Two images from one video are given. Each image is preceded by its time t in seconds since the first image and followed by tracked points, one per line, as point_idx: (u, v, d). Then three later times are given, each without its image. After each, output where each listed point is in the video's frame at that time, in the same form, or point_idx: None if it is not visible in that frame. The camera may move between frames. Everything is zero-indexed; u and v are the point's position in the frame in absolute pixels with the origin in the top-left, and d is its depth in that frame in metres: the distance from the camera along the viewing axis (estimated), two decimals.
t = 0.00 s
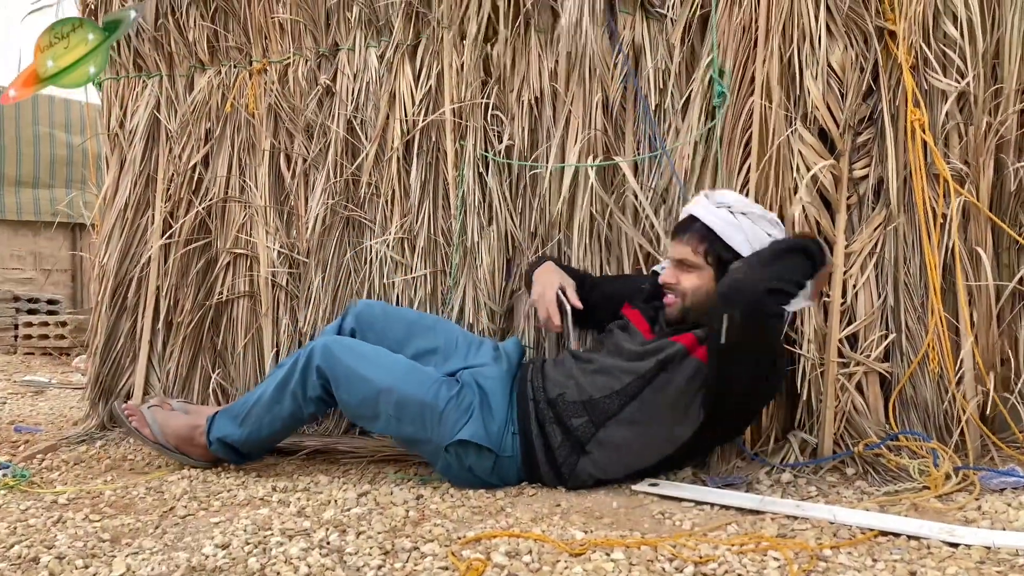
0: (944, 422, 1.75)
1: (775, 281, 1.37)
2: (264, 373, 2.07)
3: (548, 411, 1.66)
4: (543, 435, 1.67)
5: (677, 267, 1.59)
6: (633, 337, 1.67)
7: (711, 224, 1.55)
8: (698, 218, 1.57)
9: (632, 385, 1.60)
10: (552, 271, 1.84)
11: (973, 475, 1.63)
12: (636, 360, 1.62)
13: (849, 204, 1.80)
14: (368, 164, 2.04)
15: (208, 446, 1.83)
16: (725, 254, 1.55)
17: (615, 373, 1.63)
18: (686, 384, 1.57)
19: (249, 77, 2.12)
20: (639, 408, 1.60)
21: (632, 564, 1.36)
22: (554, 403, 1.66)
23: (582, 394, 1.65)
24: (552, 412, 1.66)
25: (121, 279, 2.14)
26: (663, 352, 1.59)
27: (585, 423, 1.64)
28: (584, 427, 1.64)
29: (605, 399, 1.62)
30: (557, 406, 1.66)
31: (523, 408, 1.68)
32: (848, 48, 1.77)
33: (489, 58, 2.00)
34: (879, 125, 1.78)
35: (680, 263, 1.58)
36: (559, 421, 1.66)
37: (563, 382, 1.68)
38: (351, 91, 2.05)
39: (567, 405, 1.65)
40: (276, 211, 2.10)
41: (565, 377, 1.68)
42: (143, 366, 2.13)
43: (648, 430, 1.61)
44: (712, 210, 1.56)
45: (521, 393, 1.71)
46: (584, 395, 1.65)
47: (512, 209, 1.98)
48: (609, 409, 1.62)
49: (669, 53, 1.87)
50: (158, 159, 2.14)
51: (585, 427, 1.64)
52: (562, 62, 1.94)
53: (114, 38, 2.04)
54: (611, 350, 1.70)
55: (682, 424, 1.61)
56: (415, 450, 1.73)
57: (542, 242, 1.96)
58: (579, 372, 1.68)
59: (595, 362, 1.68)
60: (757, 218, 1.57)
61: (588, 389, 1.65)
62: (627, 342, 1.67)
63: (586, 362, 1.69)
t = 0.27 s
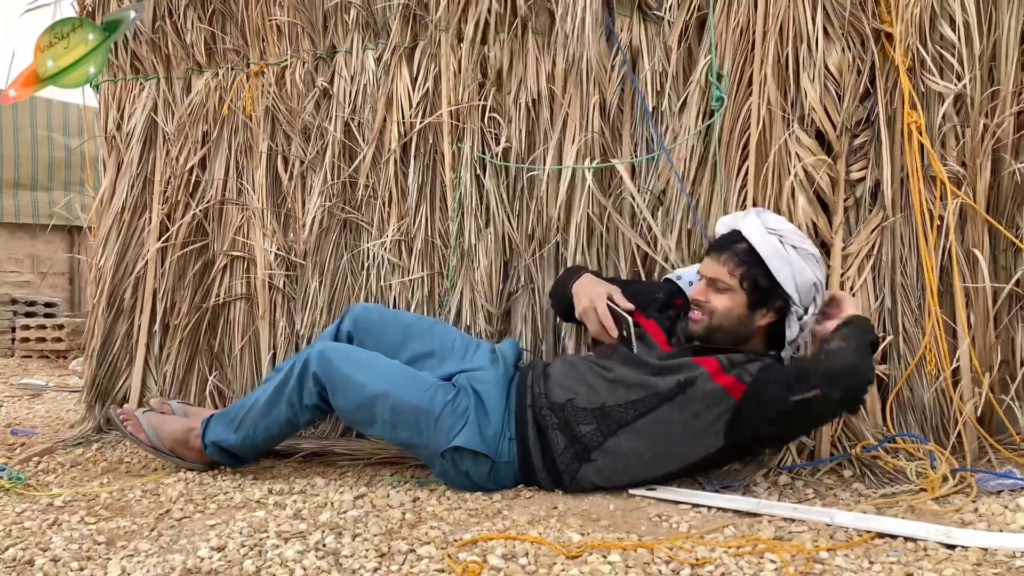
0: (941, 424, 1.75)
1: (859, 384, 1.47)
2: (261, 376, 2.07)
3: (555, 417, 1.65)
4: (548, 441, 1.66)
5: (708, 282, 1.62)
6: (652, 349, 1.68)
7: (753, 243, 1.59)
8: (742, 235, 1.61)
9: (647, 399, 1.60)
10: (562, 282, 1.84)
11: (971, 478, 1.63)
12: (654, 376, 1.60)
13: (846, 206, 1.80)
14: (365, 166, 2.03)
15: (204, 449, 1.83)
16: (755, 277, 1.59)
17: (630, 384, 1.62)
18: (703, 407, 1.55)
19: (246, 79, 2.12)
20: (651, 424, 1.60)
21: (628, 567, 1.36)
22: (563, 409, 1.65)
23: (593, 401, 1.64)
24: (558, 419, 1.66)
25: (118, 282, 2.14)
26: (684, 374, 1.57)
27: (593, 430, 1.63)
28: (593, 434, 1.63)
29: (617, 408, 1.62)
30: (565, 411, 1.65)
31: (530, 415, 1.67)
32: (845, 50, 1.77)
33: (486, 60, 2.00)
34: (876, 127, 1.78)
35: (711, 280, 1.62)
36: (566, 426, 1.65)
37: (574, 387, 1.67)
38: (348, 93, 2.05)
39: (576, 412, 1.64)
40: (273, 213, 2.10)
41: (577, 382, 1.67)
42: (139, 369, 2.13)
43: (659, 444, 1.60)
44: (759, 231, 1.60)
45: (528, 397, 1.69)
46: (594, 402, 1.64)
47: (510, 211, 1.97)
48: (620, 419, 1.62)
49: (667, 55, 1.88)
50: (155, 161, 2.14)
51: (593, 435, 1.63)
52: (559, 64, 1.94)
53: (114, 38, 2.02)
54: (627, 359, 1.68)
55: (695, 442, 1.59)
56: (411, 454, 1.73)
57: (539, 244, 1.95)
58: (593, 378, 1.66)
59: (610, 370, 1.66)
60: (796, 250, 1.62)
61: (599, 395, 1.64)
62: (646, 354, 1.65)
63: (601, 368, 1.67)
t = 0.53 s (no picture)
0: (934, 430, 1.74)
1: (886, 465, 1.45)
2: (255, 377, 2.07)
3: (551, 428, 1.65)
4: (544, 452, 1.65)
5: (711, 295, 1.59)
6: (652, 359, 1.65)
7: (760, 259, 1.56)
8: (749, 248, 1.58)
9: (646, 416, 1.59)
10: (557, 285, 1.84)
11: (963, 483, 1.63)
12: (654, 391, 1.60)
13: (840, 211, 1.80)
14: (360, 168, 2.03)
15: (195, 457, 1.83)
16: (758, 293, 1.56)
17: (628, 399, 1.61)
18: (704, 429, 1.55)
19: (242, 80, 2.12)
20: (648, 440, 1.59)
21: (619, 571, 1.36)
22: (559, 419, 1.65)
23: (591, 412, 1.63)
24: (554, 430, 1.65)
25: (112, 282, 2.14)
26: (685, 397, 1.56)
27: (589, 443, 1.62)
28: (588, 446, 1.63)
29: (615, 422, 1.61)
30: (562, 422, 1.65)
31: (527, 426, 1.67)
32: (841, 55, 1.78)
33: (482, 62, 2.00)
34: (871, 132, 1.78)
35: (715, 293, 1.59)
36: (562, 438, 1.64)
37: (573, 398, 1.67)
38: (344, 94, 2.05)
39: (573, 423, 1.64)
40: (268, 214, 2.10)
41: (577, 394, 1.67)
42: (133, 369, 2.12)
43: (656, 459, 1.59)
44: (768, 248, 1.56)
45: (525, 407, 1.69)
46: (592, 415, 1.63)
47: (504, 214, 1.96)
48: (617, 433, 1.61)
49: (663, 60, 1.88)
50: (151, 162, 2.14)
51: (589, 448, 1.62)
52: (555, 67, 1.94)
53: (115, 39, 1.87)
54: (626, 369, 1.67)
55: (694, 460, 1.58)
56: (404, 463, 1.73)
57: (534, 247, 1.94)
58: (592, 391, 1.66)
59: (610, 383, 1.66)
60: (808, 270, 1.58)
61: (597, 407, 1.64)
62: (646, 366, 1.64)
63: (600, 381, 1.66)
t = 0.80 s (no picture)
0: (927, 430, 1.74)
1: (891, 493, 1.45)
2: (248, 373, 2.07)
3: (550, 428, 1.65)
4: (540, 453, 1.65)
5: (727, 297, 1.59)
6: (655, 361, 1.67)
7: (782, 267, 1.56)
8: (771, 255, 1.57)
9: (647, 419, 1.60)
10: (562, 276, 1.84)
11: (955, 482, 1.63)
12: (656, 394, 1.61)
13: (835, 210, 1.80)
14: (355, 163, 2.03)
15: (187, 455, 1.83)
16: (774, 300, 1.56)
17: (629, 401, 1.62)
18: (705, 435, 1.57)
19: (237, 75, 2.11)
20: (647, 443, 1.60)
21: (612, 568, 1.35)
22: (558, 420, 1.65)
23: (589, 415, 1.64)
24: (552, 431, 1.65)
25: (105, 276, 2.13)
26: (689, 401, 1.58)
27: (588, 444, 1.63)
28: (587, 448, 1.63)
29: (615, 423, 1.63)
30: (561, 423, 1.65)
31: (524, 427, 1.67)
32: (837, 54, 1.78)
33: (478, 58, 2.00)
34: (867, 131, 1.78)
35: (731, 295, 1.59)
36: (561, 439, 1.65)
37: (572, 399, 1.67)
38: (339, 90, 2.05)
39: (572, 424, 1.64)
40: (262, 210, 2.09)
41: (576, 396, 1.68)
42: (126, 364, 2.11)
43: (655, 463, 1.61)
44: (792, 257, 1.56)
45: (522, 409, 1.68)
46: (592, 416, 1.64)
47: (499, 211, 1.96)
48: (617, 435, 1.62)
49: (659, 58, 1.87)
50: (145, 156, 2.13)
51: (588, 449, 1.63)
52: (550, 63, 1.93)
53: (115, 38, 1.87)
54: (628, 369, 1.68)
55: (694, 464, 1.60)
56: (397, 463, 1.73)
57: (529, 245, 1.94)
58: (593, 393, 1.67)
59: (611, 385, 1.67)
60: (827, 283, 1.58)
61: (596, 409, 1.65)
62: (649, 369, 1.66)
63: (601, 383, 1.67)
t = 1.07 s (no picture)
0: (915, 414, 1.75)
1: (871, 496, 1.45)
2: (238, 360, 2.06)
3: (542, 415, 1.66)
4: (530, 440, 1.65)
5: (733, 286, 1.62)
6: (647, 349, 1.67)
7: (793, 263, 1.58)
8: (783, 250, 1.59)
9: (638, 407, 1.62)
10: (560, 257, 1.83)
11: (942, 465, 1.64)
12: (648, 382, 1.63)
13: (824, 196, 1.81)
14: (344, 150, 2.03)
15: (176, 442, 1.82)
16: (780, 294, 1.59)
17: (620, 389, 1.64)
18: (694, 425, 1.59)
19: (226, 61, 2.10)
20: (637, 430, 1.62)
21: (601, 550, 1.36)
22: (550, 407, 1.67)
23: (580, 402, 1.66)
24: (544, 418, 1.66)
25: (94, 263, 2.12)
26: (680, 390, 1.59)
27: (578, 431, 1.64)
28: (577, 434, 1.64)
29: (606, 411, 1.64)
30: (552, 410, 1.66)
31: (515, 414, 1.68)
32: (825, 40, 1.78)
33: (468, 44, 2.00)
34: (855, 117, 1.79)
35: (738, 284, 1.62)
36: (551, 425, 1.65)
37: (564, 386, 1.68)
38: (328, 76, 2.05)
39: (563, 410, 1.66)
40: (251, 196, 2.09)
41: (567, 383, 1.69)
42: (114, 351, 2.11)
43: (644, 450, 1.62)
44: (804, 253, 1.58)
45: (514, 395, 1.70)
46: (583, 403, 1.66)
47: (489, 197, 1.96)
48: (607, 422, 1.63)
49: (648, 44, 1.88)
50: (133, 143, 2.12)
51: (578, 436, 1.64)
52: (540, 49, 1.93)
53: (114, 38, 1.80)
54: (620, 357, 1.70)
55: (683, 453, 1.62)
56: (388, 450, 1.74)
57: (519, 231, 1.94)
58: (585, 380, 1.68)
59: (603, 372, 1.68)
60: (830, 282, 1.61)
61: (586, 397, 1.66)
62: (641, 356, 1.66)
63: (593, 370, 1.69)
